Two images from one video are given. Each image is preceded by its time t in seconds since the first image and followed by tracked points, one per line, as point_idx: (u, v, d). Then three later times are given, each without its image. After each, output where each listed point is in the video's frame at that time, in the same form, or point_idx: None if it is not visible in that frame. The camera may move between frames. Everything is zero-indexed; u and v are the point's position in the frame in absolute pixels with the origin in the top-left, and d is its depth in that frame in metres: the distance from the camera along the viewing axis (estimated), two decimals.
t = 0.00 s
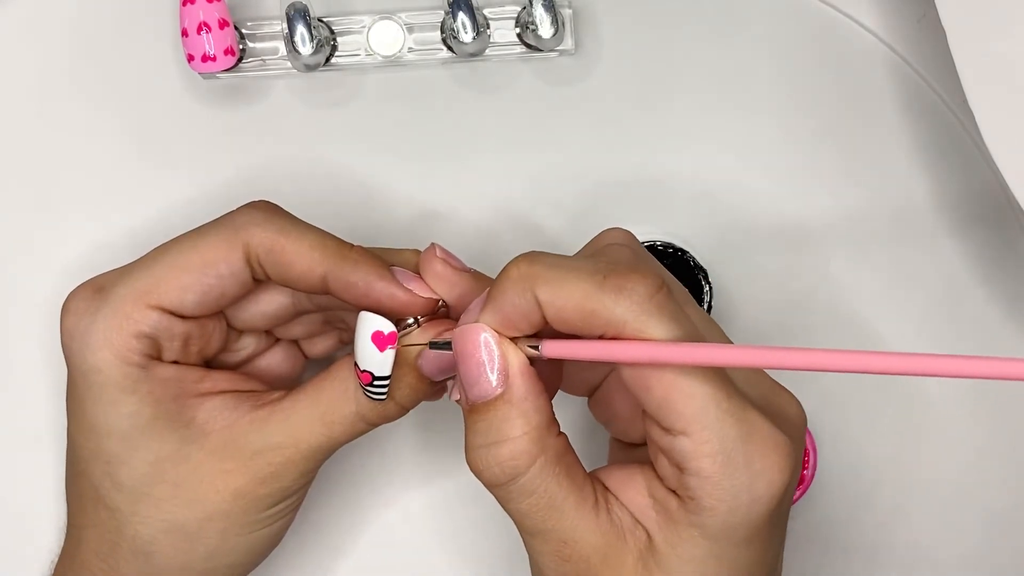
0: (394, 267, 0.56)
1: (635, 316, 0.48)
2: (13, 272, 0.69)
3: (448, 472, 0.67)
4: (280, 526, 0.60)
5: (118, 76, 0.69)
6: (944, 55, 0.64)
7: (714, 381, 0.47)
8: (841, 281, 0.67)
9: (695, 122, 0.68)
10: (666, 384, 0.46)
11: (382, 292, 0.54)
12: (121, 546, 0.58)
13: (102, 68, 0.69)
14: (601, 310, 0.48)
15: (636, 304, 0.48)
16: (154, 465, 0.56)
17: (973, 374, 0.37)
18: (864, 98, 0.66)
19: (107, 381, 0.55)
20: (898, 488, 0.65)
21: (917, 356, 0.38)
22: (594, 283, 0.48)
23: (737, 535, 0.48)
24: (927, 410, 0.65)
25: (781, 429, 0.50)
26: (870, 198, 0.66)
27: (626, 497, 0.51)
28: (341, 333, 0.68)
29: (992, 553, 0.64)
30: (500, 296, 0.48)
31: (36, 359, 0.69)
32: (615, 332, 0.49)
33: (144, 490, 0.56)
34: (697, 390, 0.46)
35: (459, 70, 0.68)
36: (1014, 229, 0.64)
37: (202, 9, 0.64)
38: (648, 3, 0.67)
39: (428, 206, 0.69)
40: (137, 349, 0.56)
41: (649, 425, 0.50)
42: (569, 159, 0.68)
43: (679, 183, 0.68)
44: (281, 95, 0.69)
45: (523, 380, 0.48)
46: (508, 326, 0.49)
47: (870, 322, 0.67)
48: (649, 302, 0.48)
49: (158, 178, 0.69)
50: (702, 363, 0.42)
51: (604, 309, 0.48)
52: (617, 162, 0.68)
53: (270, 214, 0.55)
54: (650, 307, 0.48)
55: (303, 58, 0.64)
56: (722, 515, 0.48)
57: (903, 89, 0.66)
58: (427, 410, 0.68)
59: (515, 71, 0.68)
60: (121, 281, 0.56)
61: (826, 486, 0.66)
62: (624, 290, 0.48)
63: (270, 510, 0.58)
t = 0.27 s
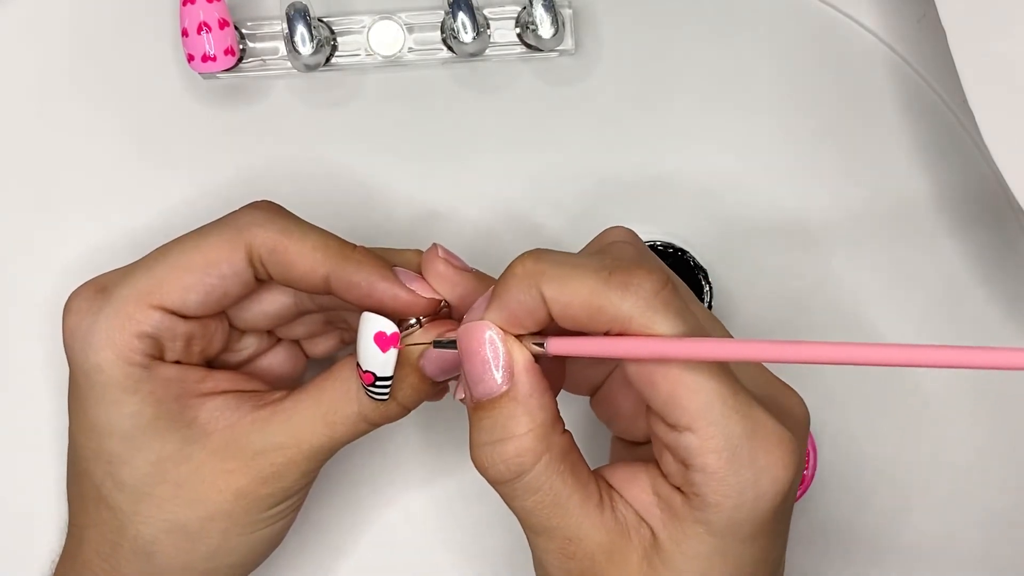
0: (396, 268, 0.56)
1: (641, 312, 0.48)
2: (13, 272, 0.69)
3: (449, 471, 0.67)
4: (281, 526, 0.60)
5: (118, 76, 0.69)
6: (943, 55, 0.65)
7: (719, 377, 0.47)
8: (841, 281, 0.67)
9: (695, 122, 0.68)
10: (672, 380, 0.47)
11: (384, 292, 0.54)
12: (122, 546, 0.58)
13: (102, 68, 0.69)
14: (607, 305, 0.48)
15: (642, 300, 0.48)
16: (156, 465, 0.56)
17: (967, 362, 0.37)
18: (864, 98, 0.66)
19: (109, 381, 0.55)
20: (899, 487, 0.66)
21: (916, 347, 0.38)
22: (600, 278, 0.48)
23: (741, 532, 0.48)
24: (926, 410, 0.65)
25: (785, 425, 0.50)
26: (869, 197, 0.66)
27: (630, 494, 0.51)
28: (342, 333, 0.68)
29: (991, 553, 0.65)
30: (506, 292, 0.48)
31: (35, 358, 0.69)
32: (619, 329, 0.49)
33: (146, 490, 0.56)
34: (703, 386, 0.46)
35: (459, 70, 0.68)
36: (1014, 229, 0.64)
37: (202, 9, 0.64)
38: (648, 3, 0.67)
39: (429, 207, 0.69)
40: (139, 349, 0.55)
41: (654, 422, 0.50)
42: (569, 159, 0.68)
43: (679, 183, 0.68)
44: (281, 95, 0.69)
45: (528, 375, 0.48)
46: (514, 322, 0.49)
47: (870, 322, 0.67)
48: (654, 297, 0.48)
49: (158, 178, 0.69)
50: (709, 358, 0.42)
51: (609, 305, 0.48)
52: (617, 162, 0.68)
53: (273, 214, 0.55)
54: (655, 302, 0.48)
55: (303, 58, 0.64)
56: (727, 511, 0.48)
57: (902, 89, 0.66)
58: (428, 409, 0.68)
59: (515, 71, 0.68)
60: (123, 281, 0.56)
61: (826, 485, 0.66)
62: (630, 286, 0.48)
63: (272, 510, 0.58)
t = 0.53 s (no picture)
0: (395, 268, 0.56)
1: (660, 303, 0.48)
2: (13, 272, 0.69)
3: (450, 472, 0.67)
4: (281, 525, 0.60)
5: (117, 77, 0.69)
6: (944, 55, 0.65)
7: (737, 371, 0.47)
8: (842, 281, 0.67)
9: (695, 123, 0.68)
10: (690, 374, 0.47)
11: (383, 293, 0.54)
12: (122, 546, 0.58)
13: (102, 68, 0.69)
14: (626, 298, 0.48)
15: (662, 291, 0.48)
16: (156, 465, 0.55)
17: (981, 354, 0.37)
18: (864, 98, 0.66)
19: (109, 381, 0.55)
20: (898, 486, 0.66)
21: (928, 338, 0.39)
22: (620, 271, 0.49)
23: (756, 528, 0.48)
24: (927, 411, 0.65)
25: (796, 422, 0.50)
26: (869, 197, 0.66)
27: (641, 493, 0.52)
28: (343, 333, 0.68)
29: (993, 556, 0.64)
30: (523, 285, 0.48)
31: (36, 358, 0.69)
32: (637, 323, 0.49)
33: (147, 490, 0.56)
34: (721, 382, 0.46)
35: (459, 70, 0.68)
36: (1014, 229, 0.64)
37: (202, 9, 0.64)
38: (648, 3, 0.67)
39: (429, 207, 0.69)
40: (139, 349, 0.55)
41: (669, 417, 0.50)
42: (569, 159, 0.68)
43: (679, 183, 0.68)
44: (281, 95, 0.69)
45: (546, 376, 0.47)
46: (534, 317, 0.48)
47: (870, 322, 0.67)
48: (671, 291, 0.48)
49: (159, 178, 0.69)
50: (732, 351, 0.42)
51: (629, 297, 0.48)
52: (617, 162, 0.68)
53: (272, 215, 0.55)
54: (672, 295, 0.48)
55: (303, 58, 0.64)
56: (742, 509, 0.47)
57: (902, 89, 0.66)
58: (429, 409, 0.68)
59: (515, 71, 0.68)
60: (124, 281, 0.56)
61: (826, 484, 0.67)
62: (648, 279, 0.49)
63: (271, 510, 0.58)
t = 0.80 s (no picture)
0: (361, 244, 0.55)
1: (648, 370, 0.48)
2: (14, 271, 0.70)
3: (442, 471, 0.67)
4: (265, 511, 0.60)
5: (118, 77, 0.69)
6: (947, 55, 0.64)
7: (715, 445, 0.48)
8: (841, 283, 0.66)
9: (695, 123, 0.67)
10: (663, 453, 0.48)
11: (347, 269, 0.53)
12: (103, 535, 0.58)
13: (103, 68, 0.69)
14: (616, 364, 0.48)
15: (653, 357, 0.49)
16: (130, 452, 0.56)
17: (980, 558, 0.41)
18: (866, 99, 0.65)
19: (79, 371, 0.56)
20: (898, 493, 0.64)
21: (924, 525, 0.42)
22: (610, 335, 0.49)
23: None
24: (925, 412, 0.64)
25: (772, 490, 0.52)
26: (870, 199, 0.65)
27: (608, 557, 0.51)
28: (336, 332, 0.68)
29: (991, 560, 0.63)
30: (500, 341, 0.48)
31: (32, 355, 0.69)
32: (619, 387, 0.49)
33: (122, 478, 0.56)
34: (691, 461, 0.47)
35: (459, 70, 0.68)
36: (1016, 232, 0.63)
37: (202, 9, 0.65)
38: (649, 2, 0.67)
39: (424, 205, 0.69)
40: (108, 337, 0.56)
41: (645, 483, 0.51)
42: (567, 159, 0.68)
43: (678, 183, 0.68)
44: (281, 95, 0.69)
45: (500, 441, 0.48)
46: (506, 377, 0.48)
47: (871, 327, 0.65)
48: (665, 357, 0.49)
49: (157, 177, 0.70)
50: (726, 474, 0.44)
51: (618, 362, 0.48)
52: (615, 162, 0.68)
53: (234, 197, 0.56)
54: (665, 359, 0.49)
55: (303, 58, 0.65)
56: None
57: (906, 90, 0.65)
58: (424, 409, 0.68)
59: (515, 71, 0.68)
60: (89, 271, 0.56)
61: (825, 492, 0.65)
62: (641, 343, 0.49)
63: (254, 494, 0.58)
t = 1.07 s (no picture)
0: (364, 252, 0.54)
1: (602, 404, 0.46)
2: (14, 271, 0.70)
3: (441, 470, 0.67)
4: (264, 515, 0.60)
5: (118, 77, 0.69)
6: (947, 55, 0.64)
7: (679, 480, 0.46)
8: (841, 282, 0.66)
9: (695, 123, 0.67)
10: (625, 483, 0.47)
11: (347, 277, 0.52)
12: (102, 536, 0.58)
13: (102, 68, 0.69)
14: (570, 396, 0.47)
15: (610, 391, 0.46)
16: (132, 453, 0.56)
17: None
18: (866, 99, 0.65)
19: (82, 371, 0.56)
20: (898, 493, 0.64)
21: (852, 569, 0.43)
22: (566, 365, 0.47)
23: None
24: (923, 409, 0.64)
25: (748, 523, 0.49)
26: (870, 199, 0.65)
27: (582, 560, 0.51)
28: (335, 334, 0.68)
29: (990, 557, 0.63)
30: (464, 367, 0.46)
31: (32, 355, 0.69)
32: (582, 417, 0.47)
33: (121, 479, 0.57)
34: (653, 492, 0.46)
35: (458, 70, 0.68)
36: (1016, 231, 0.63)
37: (202, 9, 0.65)
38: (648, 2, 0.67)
39: (424, 204, 0.69)
40: (110, 338, 0.56)
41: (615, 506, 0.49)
42: (567, 159, 0.68)
43: (678, 184, 0.67)
44: (281, 95, 0.69)
45: (470, 448, 0.48)
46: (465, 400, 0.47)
47: (871, 327, 0.65)
48: (621, 393, 0.46)
49: (157, 177, 0.70)
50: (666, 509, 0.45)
51: (572, 394, 0.46)
52: (615, 162, 0.68)
53: (240, 201, 0.56)
54: (622, 396, 0.46)
55: (303, 58, 0.65)
56: None
57: (905, 90, 0.65)
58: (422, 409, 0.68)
59: (514, 71, 0.68)
60: (92, 271, 0.57)
61: (825, 493, 0.65)
62: (598, 377, 0.46)
63: (251, 498, 0.58)
